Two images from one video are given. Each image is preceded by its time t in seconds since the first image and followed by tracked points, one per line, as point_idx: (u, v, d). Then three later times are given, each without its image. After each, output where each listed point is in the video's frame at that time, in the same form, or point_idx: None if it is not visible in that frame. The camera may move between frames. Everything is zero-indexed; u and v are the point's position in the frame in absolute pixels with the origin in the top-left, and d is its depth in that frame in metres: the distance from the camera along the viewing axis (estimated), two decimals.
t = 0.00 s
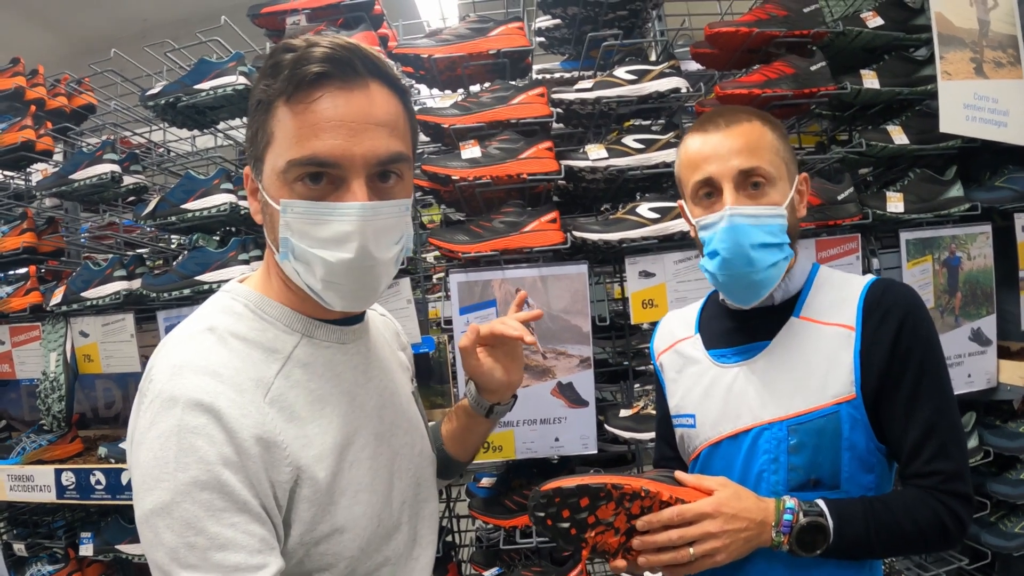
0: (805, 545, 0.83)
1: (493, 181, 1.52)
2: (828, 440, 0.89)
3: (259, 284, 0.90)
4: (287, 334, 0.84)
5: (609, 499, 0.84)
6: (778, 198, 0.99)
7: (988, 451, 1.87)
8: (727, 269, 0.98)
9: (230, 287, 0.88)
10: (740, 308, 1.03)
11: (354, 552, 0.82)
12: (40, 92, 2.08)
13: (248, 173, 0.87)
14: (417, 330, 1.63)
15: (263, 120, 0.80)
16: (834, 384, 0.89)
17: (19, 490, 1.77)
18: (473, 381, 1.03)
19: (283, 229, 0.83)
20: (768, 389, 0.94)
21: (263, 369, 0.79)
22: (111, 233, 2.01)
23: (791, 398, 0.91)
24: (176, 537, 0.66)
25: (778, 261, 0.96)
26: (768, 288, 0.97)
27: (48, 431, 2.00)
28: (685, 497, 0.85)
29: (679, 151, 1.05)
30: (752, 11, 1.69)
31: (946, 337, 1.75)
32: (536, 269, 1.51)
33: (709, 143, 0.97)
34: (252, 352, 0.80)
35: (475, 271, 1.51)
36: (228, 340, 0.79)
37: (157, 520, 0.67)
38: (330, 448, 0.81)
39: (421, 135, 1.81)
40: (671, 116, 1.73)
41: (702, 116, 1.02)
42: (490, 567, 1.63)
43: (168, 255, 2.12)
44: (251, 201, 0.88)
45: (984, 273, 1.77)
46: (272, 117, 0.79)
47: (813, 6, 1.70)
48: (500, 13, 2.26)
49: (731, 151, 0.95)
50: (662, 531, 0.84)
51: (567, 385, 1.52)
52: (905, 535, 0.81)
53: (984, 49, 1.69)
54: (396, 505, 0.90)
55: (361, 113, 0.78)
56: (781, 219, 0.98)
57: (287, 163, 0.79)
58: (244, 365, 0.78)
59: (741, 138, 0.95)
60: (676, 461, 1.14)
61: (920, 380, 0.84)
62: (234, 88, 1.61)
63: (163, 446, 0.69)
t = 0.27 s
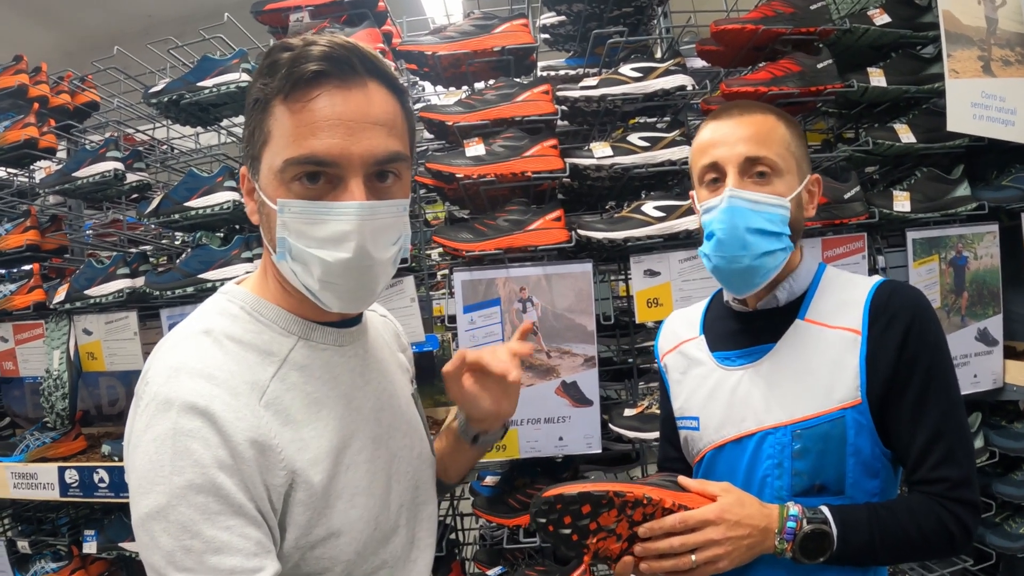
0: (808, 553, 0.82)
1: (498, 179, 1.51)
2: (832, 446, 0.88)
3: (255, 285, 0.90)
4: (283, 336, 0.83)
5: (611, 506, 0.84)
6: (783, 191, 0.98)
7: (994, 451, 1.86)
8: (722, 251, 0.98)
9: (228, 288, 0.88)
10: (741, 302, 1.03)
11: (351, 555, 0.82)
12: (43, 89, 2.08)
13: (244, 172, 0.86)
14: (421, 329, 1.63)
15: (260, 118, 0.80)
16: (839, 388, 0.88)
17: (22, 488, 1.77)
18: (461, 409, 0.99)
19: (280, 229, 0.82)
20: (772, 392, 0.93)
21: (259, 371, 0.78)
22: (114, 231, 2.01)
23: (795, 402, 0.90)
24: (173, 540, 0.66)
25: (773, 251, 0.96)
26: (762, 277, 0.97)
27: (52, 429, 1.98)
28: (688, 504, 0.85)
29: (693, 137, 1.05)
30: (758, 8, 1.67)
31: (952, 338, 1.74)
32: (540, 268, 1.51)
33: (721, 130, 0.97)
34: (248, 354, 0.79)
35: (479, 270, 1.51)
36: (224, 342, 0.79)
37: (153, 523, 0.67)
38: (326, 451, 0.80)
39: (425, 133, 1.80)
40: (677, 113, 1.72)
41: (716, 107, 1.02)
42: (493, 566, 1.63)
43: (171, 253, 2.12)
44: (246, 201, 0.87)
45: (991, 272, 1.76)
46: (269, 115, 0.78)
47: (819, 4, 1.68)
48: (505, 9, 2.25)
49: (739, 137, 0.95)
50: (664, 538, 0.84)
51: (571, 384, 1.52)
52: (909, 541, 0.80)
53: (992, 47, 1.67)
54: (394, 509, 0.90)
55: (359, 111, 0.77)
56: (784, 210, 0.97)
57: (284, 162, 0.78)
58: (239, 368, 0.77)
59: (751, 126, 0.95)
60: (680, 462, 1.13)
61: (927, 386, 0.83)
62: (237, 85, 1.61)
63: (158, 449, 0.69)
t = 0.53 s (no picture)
0: (810, 554, 0.82)
1: (503, 180, 1.51)
2: (837, 449, 0.88)
3: (257, 285, 0.90)
4: (285, 336, 0.83)
5: (615, 500, 0.83)
6: (792, 203, 0.98)
7: (997, 456, 1.86)
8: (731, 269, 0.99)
9: (230, 288, 0.88)
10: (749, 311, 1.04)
11: (351, 555, 0.82)
12: (50, 86, 2.08)
13: (248, 170, 0.86)
14: (426, 329, 1.63)
15: (267, 115, 0.80)
16: (845, 392, 0.88)
17: (25, 484, 1.78)
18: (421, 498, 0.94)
19: (286, 227, 0.83)
20: (777, 395, 0.93)
21: (260, 371, 0.79)
22: (119, 228, 2.02)
23: (801, 406, 0.90)
24: (175, 539, 0.67)
25: (783, 267, 0.97)
26: (772, 292, 0.98)
27: (56, 425, 2.00)
28: (692, 501, 0.84)
29: (700, 148, 1.05)
30: (765, 11, 1.67)
31: (956, 342, 1.74)
32: (545, 269, 1.51)
33: (729, 142, 0.96)
34: (250, 353, 0.79)
35: (484, 270, 1.51)
36: (226, 342, 0.79)
37: (154, 522, 0.67)
38: (327, 451, 0.80)
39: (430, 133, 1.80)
40: (682, 116, 1.72)
41: (723, 115, 1.01)
42: (495, 566, 1.63)
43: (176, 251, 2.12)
44: (250, 199, 0.88)
45: (995, 277, 1.75)
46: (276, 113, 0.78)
47: (825, 7, 1.68)
48: (511, 10, 2.25)
49: (747, 152, 0.95)
50: (666, 534, 0.84)
51: (575, 385, 1.52)
52: (912, 546, 0.80)
53: (998, 52, 1.67)
54: (394, 509, 0.90)
55: (367, 110, 0.77)
56: (793, 223, 0.97)
57: (291, 159, 0.78)
58: (241, 367, 0.77)
59: (759, 141, 0.94)
60: (683, 464, 1.13)
61: (933, 392, 0.83)
62: (243, 84, 1.61)
63: (160, 448, 0.69)
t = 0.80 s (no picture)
0: (808, 559, 0.82)
1: (503, 178, 1.51)
2: (835, 452, 0.88)
3: (252, 286, 0.90)
4: (280, 337, 0.83)
5: (614, 510, 0.83)
6: (790, 201, 0.97)
7: (998, 456, 1.85)
8: (727, 264, 0.99)
9: (224, 289, 0.88)
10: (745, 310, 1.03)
11: (347, 557, 0.83)
12: (51, 85, 2.08)
13: (244, 168, 0.86)
14: (426, 328, 1.63)
15: (265, 115, 0.79)
16: (844, 395, 0.88)
17: (26, 482, 1.78)
18: None
19: (284, 227, 0.82)
20: (775, 397, 0.93)
21: (255, 372, 0.79)
22: (119, 227, 2.02)
23: (799, 407, 0.90)
24: (170, 542, 0.67)
25: (779, 263, 0.96)
26: (767, 290, 0.97)
27: (56, 425, 1.98)
28: (691, 507, 0.84)
29: (699, 145, 1.04)
30: (765, 9, 1.67)
31: (956, 342, 1.73)
32: (545, 268, 1.51)
33: (726, 137, 0.96)
34: (245, 355, 0.79)
35: (483, 269, 1.51)
36: (220, 343, 0.79)
37: (150, 525, 0.68)
38: (322, 453, 0.80)
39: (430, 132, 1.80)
40: (683, 114, 1.71)
41: (721, 112, 1.01)
42: (495, 564, 1.63)
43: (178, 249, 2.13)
44: (245, 197, 0.88)
45: (996, 276, 1.75)
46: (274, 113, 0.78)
47: (826, 5, 1.67)
48: (512, 8, 2.25)
49: (745, 147, 0.94)
50: (665, 541, 0.83)
51: (574, 385, 1.52)
52: (910, 548, 0.80)
53: (1000, 50, 1.66)
54: (390, 511, 0.90)
55: (367, 111, 0.77)
56: (790, 221, 0.97)
57: (291, 159, 0.78)
58: (236, 369, 0.77)
59: (758, 136, 0.94)
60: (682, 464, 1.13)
61: (933, 394, 0.83)
62: (243, 83, 1.61)
63: (155, 451, 0.69)
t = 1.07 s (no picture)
0: (808, 559, 0.83)
1: (502, 179, 1.51)
2: (833, 452, 0.88)
3: (256, 285, 0.90)
4: (283, 336, 0.84)
5: (614, 509, 0.83)
6: (792, 200, 0.98)
7: (996, 456, 1.86)
8: (731, 263, 0.98)
9: (228, 288, 0.88)
10: (746, 311, 1.03)
11: (348, 556, 0.83)
12: (51, 86, 2.09)
13: (250, 167, 0.86)
14: (425, 328, 1.63)
15: (272, 116, 0.80)
16: (842, 395, 0.88)
17: (26, 482, 1.78)
18: None
19: (290, 226, 0.82)
20: (774, 398, 0.93)
21: (258, 371, 0.79)
22: (119, 227, 2.02)
23: (798, 407, 0.91)
24: (173, 538, 0.67)
25: (783, 263, 0.96)
26: (771, 289, 0.98)
27: (56, 424, 2.00)
28: (690, 507, 0.84)
29: (699, 145, 1.04)
30: (764, 11, 1.67)
31: (955, 342, 1.74)
32: (544, 269, 1.51)
33: (728, 138, 0.97)
34: (248, 354, 0.80)
35: (483, 270, 1.51)
36: (224, 342, 0.79)
37: (152, 522, 0.68)
38: (325, 452, 0.81)
39: (430, 133, 1.81)
40: (682, 115, 1.72)
41: (722, 112, 1.02)
42: (494, 565, 1.63)
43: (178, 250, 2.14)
44: (250, 198, 0.88)
45: (995, 277, 1.75)
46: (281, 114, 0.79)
47: (825, 7, 1.68)
48: (511, 10, 2.25)
49: (749, 147, 0.95)
50: (665, 541, 0.84)
51: (574, 385, 1.52)
52: (908, 547, 0.81)
53: (998, 52, 1.67)
54: (391, 511, 0.91)
55: (373, 113, 0.78)
56: (793, 220, 0.97)
57: (298, 159, 0.78)
58: (239, 367, 0.78)
59: (761, 137, 0.94)
60: (681, 463, 1.13)
61: (930, 394, 0.83)
62: (243, 84, 1.61)
63: (158, 448, 0.69)
